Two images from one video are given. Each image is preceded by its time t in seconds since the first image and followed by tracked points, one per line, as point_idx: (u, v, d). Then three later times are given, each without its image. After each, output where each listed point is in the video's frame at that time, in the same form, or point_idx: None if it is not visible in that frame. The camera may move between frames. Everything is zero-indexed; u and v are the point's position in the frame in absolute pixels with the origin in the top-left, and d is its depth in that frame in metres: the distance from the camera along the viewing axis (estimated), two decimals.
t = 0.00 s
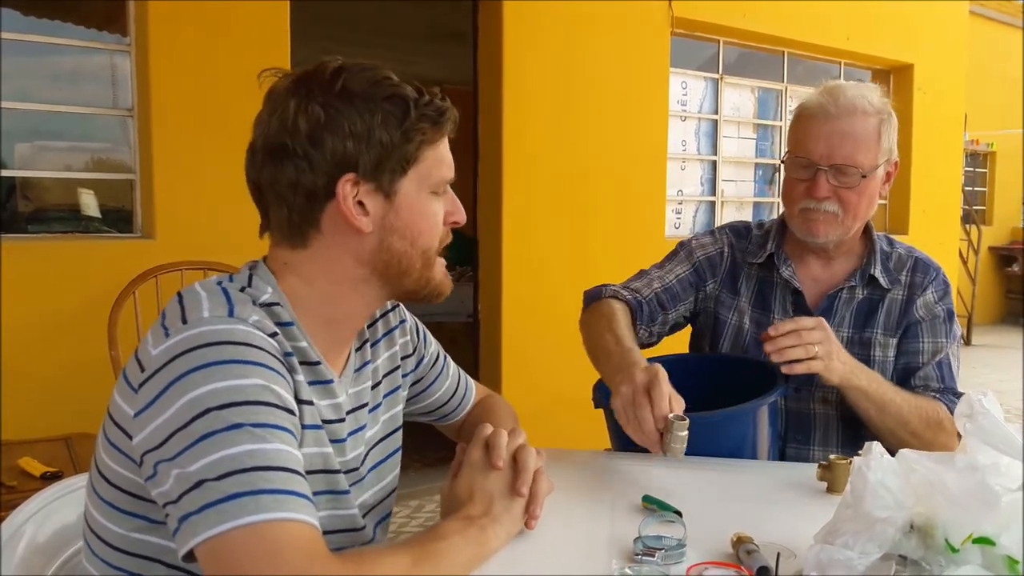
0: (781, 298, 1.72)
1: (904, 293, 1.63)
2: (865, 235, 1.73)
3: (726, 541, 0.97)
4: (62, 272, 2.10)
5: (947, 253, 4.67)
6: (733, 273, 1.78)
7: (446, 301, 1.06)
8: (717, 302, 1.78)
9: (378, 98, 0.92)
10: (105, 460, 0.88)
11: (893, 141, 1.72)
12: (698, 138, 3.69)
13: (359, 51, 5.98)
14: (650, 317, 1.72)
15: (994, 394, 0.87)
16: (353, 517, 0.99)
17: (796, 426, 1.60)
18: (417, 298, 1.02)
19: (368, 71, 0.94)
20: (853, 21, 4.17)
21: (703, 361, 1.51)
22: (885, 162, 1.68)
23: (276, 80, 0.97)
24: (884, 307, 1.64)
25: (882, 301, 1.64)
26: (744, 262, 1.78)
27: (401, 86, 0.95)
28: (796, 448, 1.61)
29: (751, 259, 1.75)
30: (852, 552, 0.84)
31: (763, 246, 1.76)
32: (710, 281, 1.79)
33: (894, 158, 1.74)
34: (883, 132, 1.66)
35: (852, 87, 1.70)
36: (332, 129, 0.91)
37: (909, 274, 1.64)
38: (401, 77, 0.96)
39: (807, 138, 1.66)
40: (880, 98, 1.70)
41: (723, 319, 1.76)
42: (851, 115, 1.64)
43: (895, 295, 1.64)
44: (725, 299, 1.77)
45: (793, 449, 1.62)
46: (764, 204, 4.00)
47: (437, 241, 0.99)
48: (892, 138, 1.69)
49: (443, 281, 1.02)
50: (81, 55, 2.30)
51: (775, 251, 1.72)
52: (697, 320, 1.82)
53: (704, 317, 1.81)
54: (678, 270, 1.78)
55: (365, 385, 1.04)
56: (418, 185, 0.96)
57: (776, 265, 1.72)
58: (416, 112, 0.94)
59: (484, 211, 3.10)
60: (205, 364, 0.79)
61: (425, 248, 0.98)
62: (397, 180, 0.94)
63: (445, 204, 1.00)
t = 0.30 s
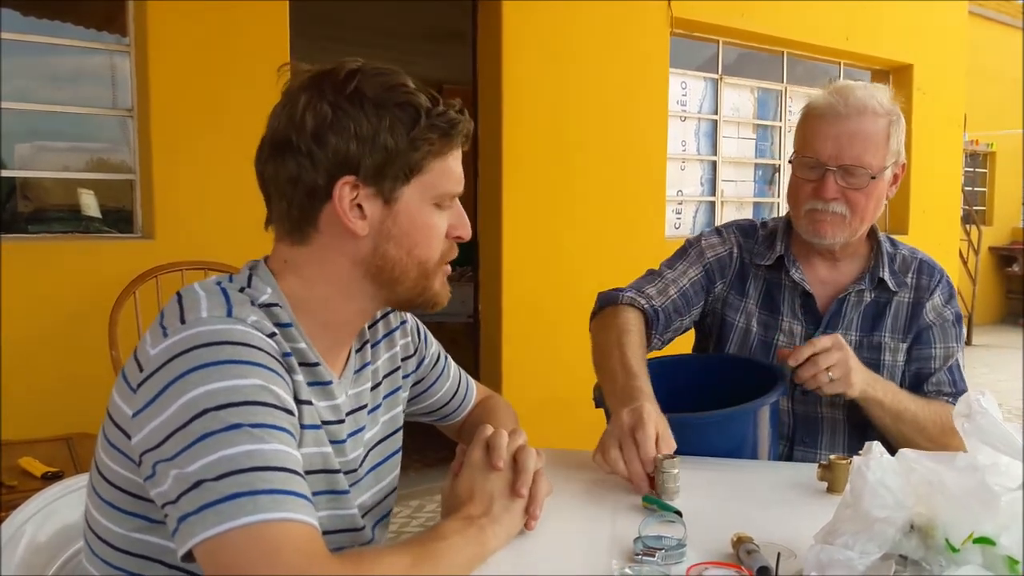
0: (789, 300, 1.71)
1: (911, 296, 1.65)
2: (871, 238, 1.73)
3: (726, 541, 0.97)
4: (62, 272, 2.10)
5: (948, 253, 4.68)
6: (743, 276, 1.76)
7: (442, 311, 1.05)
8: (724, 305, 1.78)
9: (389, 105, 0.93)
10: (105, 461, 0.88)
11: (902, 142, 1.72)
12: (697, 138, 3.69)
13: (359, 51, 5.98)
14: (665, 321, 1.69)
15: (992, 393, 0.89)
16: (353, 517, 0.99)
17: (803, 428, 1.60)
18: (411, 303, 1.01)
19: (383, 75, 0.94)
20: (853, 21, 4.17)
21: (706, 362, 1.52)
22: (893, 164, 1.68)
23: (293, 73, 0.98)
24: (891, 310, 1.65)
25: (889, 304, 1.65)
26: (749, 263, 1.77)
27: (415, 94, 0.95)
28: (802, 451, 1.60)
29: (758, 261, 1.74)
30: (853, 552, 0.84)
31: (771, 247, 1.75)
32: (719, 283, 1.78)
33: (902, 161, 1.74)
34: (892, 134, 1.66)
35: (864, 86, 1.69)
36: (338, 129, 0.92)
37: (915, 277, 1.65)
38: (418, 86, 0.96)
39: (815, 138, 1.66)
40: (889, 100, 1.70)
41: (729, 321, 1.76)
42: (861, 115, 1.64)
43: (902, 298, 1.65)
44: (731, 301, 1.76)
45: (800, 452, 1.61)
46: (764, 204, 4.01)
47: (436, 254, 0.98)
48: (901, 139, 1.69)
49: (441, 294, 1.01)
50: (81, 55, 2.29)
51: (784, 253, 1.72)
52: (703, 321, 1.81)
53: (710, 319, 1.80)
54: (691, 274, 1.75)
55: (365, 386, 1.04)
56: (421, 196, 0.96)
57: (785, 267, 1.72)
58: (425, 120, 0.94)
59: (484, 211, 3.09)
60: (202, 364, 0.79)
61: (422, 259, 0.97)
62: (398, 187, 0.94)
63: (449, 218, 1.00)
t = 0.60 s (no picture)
0: (787, 297, 1.71)
1: (912, 296, 1.65)
2: (872, 237, 1.73)
3: (724, 540, 0.97)
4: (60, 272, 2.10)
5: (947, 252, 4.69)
6: (733, 275, 1.77)
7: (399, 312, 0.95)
8: (713, 305, 1.78)
9: (307, 92, 0.94)
10: (106, 459, 0.88)
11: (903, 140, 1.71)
12: (696, 138, 3.69)
13: (357, 50, 5.99)
14: (630, 323, 1.76)
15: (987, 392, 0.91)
16: (352, 518, 0.99)
17: (802, 426, 1.60)
18: (354, 300, 0.94)
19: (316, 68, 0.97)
20: (851, 20, 4.18)
21: (707, 361, 1.52)
22: (894, 161, 1.68)
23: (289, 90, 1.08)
24: (892, 310, 1.65)
25: (890, 303, 1.65)
26: (746, 262, 1.78)
27: (334, 79, 0.95)
28: (800, 449, 1.60)
29: (756, 257, 1.75)
30: (851, 551, 0.83)
31: (769, 245, 1.75)
32: (705, 283, 1.79)
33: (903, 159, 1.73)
34: (891, 131, 1.65)
35: (864, 85, 1.68)
36: (272, 128, 0.97)
37: (916, 278, 1.65)
38: (344, 71, 0.96)
39: (815, 137, 1.66)
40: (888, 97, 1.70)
41: (723, 321, 1.76)
42: (860, 113, 1.63)
43: (903, 297, 1.65)
44: (726, 300, 1.77)
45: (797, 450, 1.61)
46: (762, 204, 4.01)
47: (356, 242, 0.92)
48: (901, 137, 1.68)
49: (372, 288, 0.92)
50: (79, 55, 2.29)
51: (782, 250, 1.72)
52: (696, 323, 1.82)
53: (703, 320, 1.80)
54: (659, 277, 1.80)
55: (366, 388, 1.04)
56: (334, 179, 0.92)
57: (783, 264, 1.72)
58: (331, 100, 0.93)
59: (484, 211, 3.09)
60: (201, 363, 0.79)
61: (342, 248, 0.92)
62: (311, 172, 0.93)
63: (381, 205, 0.93)
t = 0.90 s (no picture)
0: (778, 295, 1.73)
1: (907, 293, 1.62)
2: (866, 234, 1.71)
3: (724, 540, 0.97)
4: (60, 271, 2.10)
5: (947, 253, 4.69)
6: (722, 279, 1.80)
7: (370, 327, 0.94)
8: (702, 312, 1.81)
9: (286, 102, 0.96)
10: (98, 458, 0.88)
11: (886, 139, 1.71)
12: (696, 138, 3.68)
13: (358, 51, 5.99)
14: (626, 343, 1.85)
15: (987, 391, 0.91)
16: (347, 516, 0.99)
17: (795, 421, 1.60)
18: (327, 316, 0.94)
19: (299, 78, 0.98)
20: (851, 21, 4.18)
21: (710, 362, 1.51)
22: (876, 160, 1.67)
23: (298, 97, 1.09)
24: (886, 307, 1.63)
25: (884, 301, 1.63)
26: (738, 264, 1.80)
27: (308, 90, 0.95)
28: (793, 443, 1.60)
29: (746, 258, 1.78)
30: (850, 551, 0.83)
31: (759, 246, 1.77)
32: (693, 291, 1.83)
33: (889, 155, 1.72)
34: (869, 131, 1.65)
35: (839, 87, 1.70)
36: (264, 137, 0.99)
37: (912, 276, 1.63)
38: (320, 77, 0.96)
39: (794, 142, 1.67)
40: (869, 96, 1.69)
41: (714, 324, 1.79)
42: (835, 116, 1.64)
43: (898, 294, 1.63)
44: (715, 303, 1.80)
45: (790, 445, 1.62)
46: (762, 204, 4.01)
47: (324, 256, 0.91)
48: (880, 136, 1.68)
49: (340, 304, 0.92)
50: (79, 54, 2.29)
51: (771, 248, 1.74)
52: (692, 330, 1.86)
53: (697, 328, 1.83)
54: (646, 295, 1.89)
55: (367, 398, 1.03)
56: (304, 191, 0.92)
57: (773, 262, 1.74)
58: (300, 111, 0.93)
59: (484, 212, 3.09)
60: (189, 362, 0.79)
61: (312, 261, 0.92)
62: (287, 184, 0.94)
63: (348, 219, 0.92)
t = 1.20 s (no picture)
0: (770, 293, 1.73)
1: (897, 286, 1.62)
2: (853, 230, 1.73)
3: (723, 539, 0.98)
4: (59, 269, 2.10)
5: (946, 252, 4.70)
6: (715, 282, 1.80)
7: (379, 327, 0.94)
8: (697, 314, 1.80)
9: (295, 102, 0.96)
10: (100, 456, 0.88)
11: (854, 137, 1.68)
12: (695, 137, 3.68)
13: (358, 50, 5.99)
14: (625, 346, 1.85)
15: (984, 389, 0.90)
16: (348, 516, 0.99)
17: (792, 414, 1.60)
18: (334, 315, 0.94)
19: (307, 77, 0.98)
20: (850, 20, 4.18)
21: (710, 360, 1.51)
22: (844, 162, 1.65)
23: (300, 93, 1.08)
24: (877, 299, 1.63)
25: (875, 293, 1.63)
26: (730, 265, 1.80)
27: (318, 89, 0.95)
28: (790, 437, 1.61)
29: (737, 258, 1.78)
30: (849, 549, 0.83)
31: (749, 246, 1.78)
32: (688, 294, 1.82)
33: (861, 152, 1.69)
34: (830, 137, 1.64)
35: (795, 96, 1.68)
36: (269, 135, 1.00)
37: (901, 269, 1.63)
38: (330, 78, 0.96)
39: (758, 157, 1.68)
40: (829, 99, 1.67)
41: (710, 325, 1.78)
42: (791, 128, 1.64)
43: (888, 287, 1.62)
44: (709, 305, 1.80)
45: (787, 439, 1.62)
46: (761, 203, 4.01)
47: (333, 256, 0.91)
48: (844, 137, 1.66)
49: (349, 304, 0.92)
50: (78, 53, 2.29)
51: (759, 248, 1.75)
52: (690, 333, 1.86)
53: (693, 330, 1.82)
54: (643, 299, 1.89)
55: (369, 403, 1.02)
56: (313, 191, 0.92)
57: (762, 262, 1.74)
58: (308, 110, 0.93)
59: (482, 210, 3.09)
60: (193, 358, 0.80)
61: (320, 261, 0.92)
62: (295, 183, 0.94)
63: (357, 219, 0.92)
